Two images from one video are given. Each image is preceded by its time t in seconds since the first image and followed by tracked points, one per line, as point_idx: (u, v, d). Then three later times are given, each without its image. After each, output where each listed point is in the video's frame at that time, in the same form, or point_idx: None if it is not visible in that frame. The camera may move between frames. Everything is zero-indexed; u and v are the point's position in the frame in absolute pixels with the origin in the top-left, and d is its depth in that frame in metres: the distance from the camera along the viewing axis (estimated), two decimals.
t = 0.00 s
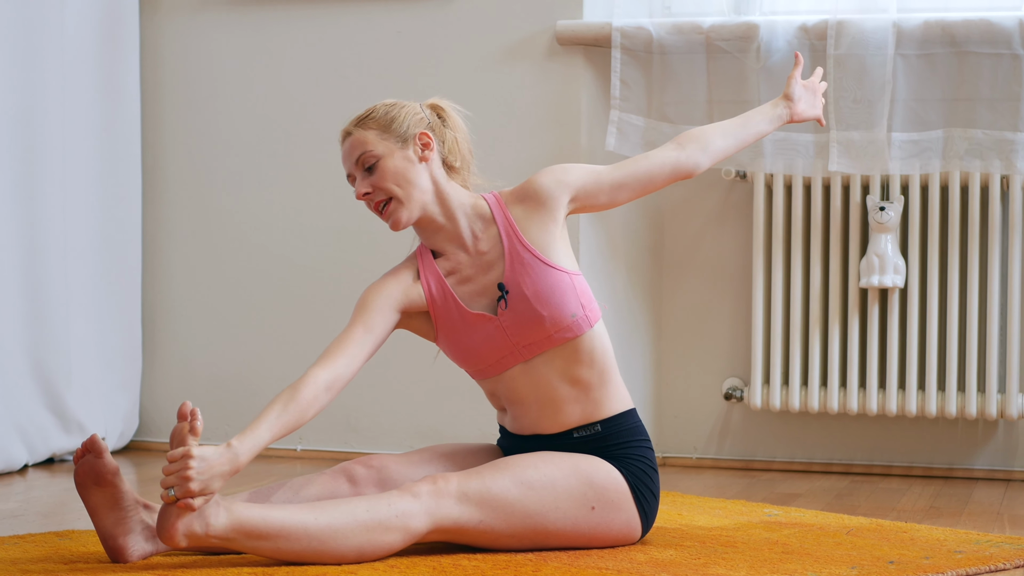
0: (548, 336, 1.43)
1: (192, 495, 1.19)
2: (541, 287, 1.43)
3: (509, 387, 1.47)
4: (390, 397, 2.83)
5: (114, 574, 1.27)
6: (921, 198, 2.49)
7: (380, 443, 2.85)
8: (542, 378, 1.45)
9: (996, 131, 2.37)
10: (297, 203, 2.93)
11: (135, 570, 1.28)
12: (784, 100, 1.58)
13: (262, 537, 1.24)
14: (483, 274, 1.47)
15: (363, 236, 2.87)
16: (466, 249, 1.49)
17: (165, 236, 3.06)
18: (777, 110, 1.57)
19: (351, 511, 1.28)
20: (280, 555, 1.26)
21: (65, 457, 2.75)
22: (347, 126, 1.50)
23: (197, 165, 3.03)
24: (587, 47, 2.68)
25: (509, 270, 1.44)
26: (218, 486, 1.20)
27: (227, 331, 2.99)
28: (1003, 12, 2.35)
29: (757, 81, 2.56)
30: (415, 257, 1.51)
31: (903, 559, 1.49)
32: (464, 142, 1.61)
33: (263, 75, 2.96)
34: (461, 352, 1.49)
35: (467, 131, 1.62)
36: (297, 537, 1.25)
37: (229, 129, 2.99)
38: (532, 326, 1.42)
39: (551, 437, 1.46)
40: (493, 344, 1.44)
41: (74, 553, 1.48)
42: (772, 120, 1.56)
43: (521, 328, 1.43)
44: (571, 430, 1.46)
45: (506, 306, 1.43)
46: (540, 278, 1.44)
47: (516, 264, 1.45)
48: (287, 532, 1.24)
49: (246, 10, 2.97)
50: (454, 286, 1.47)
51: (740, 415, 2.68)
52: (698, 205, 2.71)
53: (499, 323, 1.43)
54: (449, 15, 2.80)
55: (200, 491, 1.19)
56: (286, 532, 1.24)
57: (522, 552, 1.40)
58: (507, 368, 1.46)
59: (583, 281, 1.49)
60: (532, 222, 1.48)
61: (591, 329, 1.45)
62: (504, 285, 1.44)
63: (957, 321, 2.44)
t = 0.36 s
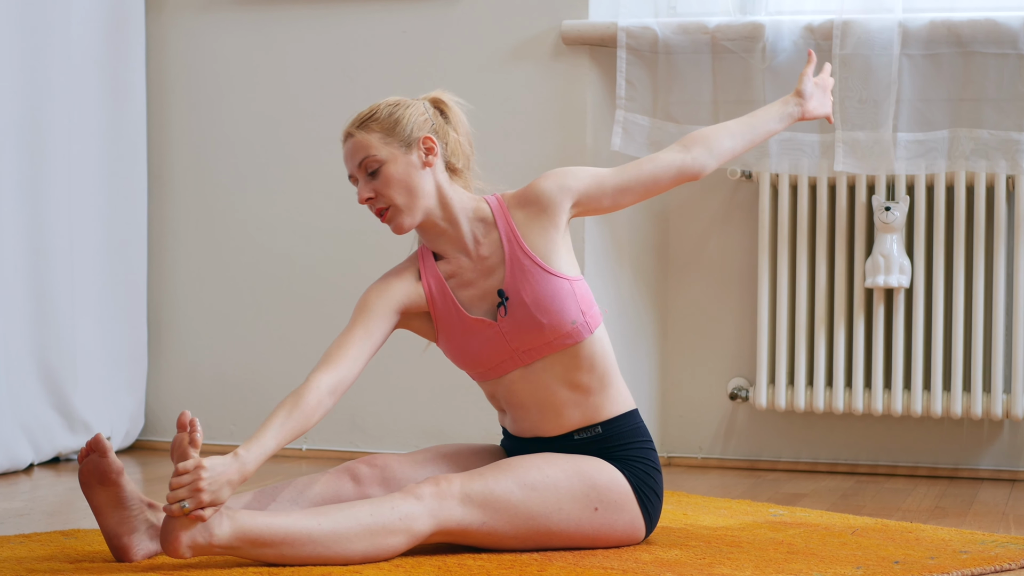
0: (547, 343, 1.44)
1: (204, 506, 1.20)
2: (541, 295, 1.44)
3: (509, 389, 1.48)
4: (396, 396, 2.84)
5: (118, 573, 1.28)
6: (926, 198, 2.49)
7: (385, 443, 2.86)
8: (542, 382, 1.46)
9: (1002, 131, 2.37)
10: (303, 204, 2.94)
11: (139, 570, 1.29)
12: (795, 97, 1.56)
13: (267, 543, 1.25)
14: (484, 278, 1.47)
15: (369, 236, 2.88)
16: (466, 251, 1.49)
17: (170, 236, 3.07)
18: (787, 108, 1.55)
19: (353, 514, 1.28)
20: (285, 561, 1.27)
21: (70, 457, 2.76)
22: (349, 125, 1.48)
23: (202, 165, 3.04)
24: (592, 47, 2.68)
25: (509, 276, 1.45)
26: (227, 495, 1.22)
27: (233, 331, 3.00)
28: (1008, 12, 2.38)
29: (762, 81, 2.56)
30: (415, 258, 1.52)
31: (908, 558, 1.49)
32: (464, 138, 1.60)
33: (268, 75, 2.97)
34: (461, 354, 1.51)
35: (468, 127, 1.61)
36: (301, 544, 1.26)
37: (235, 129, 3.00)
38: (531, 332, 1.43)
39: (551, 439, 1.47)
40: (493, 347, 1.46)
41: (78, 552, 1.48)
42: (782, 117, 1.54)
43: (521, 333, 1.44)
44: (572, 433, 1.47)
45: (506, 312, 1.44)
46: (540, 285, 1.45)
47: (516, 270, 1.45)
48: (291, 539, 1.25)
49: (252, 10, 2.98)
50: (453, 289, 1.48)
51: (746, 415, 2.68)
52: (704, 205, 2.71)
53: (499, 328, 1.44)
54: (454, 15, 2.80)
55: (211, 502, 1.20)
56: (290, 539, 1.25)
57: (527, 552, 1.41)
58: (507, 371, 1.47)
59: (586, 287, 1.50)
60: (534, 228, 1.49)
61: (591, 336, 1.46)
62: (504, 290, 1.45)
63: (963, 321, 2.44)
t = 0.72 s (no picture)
0: (569, 332, 1.45)
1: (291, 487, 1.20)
2: (566, 285, 1.46)
3: (524, 374, 1.49)
4: (398, 396, 2.84)
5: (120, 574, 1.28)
6: (928, 198, 2.48)
7: (387, 443, 2.86)
8: (557, 371, 1.47)
9: (1004, 131, 2.37)
10: (305, 203, 2.94)
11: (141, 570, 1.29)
12: (850, 95, 1.49)
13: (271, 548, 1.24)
14: (515, 264, 1.49)
15: (371, 235, 2.88)
16: (499, 236, 1.50)
17: (172, 236, 3.07)
18: (839, 107, 1.48)
19: (357, 517, 1.28)
20: (290, 565, 1.27)
21: (72, 457, 2.76)
22: (384, 133, 1.42)
23: (204, 165, 3.04)
24: (594, 47, 2.68)
25: (537, 263, 1.47)
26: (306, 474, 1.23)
27: (235, 330, 3.01)
28: (1010, 11, 2.38)
29: (765, 81, 2.56)
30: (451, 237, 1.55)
31: (910, 558, 1.49)
32: (495, 111, 1.52)
33: (271, 75, 2.97)
34: (484, 333, 1.53)
35: (499, 94, 1.52)
36: (307, 550, 1.25)
37: (237, 129, 3.00)
38: (554, 320, 1.45)
39: (557, 428, 1.48)
40: (515, 331, 1.47)
41: (80, 553, 1.48)
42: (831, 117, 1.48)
43: (543, 320, 1.45)
44: (579, 423, 1.47)
45: (531, 297, 1.46)
46: (567, 275, 1.46)
47: (545, 259, 1.47)
48: (296, 545, 1.25)
49: (254, 10, 2.98)
50: (485, 270, 1.50)
51: (747, 416, 2.68)
52: (706, 205, 2.71)
53: (523, 313, 1.46)
54: (456, 15, 2.81)
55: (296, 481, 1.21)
56: (297, 544, 1.25)
57: (529, 552, 1.41)
58: (526, 356, 1.48)
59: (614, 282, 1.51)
60: (570, 220, 1.49)
61: (612, 330, 1.47)
62: (532, 276, 1.47)
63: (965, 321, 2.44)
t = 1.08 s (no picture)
0: (587, 327, 1.48)
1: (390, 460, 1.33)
2: (589, 281, 1.48)
3: (540, 360, 1.53)
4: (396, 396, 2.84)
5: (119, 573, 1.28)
6: (925, 198, 2.48)
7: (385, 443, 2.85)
8: (570, 362, 1.50)
9: (1001, 131, 2.37)
10: (303, 203, 2.94)
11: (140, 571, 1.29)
12: (877, 48, 1.30)
13: (270, 549, 1.24)
14: (546, 254, 1.52)
15: (369, 235, 2.88)
16: (535, 227, 1.53)
17: (169, 236, 3.07)
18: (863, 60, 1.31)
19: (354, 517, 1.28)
20: (288, 565, 1.27)
21: (70, 457, 2.76)
22: (437, 145, 1.42)
23: (201, 165, 3.03)
24: (591, 47, 2.68)
25: (565, 256, 1.49)
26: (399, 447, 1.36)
27: (233, 331, 3.00)
28: (1007, 11, 2.39)
29: (762, 81, 2.56)
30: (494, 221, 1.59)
31: (907, 558, 1.49)
32: (540, 107, 1.52)
33: (268, 74, 2.96)
34: (506, 313, 1.57)
35: (545, 89, 1.51)
36: (304, 549, 1.25)
37: (235, 128, 3.00)
38: (573, 314, 1.48)
39: (564, 417, 1.50)
40: (536, 319, 1.51)
41: (78, 553, 1.48)
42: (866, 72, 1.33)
43: (564, 312, 1.48)
44: (587, 413, 1.49)
45: (554, 288, 1.49)
46: (592, 272, 1.48)
47: (573, 252, 1.49)
48: (295, 545, 1.25)
49: (251, 10, 2.98)
50: (518, 256, 1.54)
51: (745, 415, 2.68)
52: (702, 204, 2.71)
53: (546, 303, 1.49)
54: (454, 14, 2.80)
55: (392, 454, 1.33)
56: (295, 544, 1.25)
57: (527, 551, 1.41)
58: (544, 344, 1.52)
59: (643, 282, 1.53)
60: (602, 218, 1.51)
61: (628, 332, 1.49)
62: (558, 268, 1.50)
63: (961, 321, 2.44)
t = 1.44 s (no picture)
0: (591, 324, 1.51)
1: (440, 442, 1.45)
2: (599, 280, 1.51)
3: (542, 353, 1.56)
4: (395, 395, 2.85)
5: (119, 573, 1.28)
6: (924, 198, 2.48)
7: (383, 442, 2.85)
8: (573, 357, 1.52)
9: (999, 130, 2.38)
10: (301, 202, 2.93)
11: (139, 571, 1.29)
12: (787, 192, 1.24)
13: (272, 550, 1.23)
14: (569, 246, 1.57)
15: (367, 235, 2.88)
16: (568, 217, 1.59)
17: (167, 236, 3.07)
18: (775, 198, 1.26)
19: (354, 518, 1.27)
20: (288, 565, 1.26)
21: (68, 456, 2.76)
22: (507, 105, 1.48)
23: (199, 164, 3.03)
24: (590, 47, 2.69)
25: (583, 252, 1.54)
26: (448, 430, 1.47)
27: (231, 330, 3.00)
28: (1005, 11, 2.39)
29: (760, 80, 2.55)
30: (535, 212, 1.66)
31: (906, 557, 1.49)
32: (602, 91, 1.58)
33: (267, 74, 2.96)
34: (518, 302, 1.61)
35: (608, 76, 1.58)
36: (305, 549, 1.24)
37: (233, 127, 3.00)
38: (577, 309, 1.51)
39: (564, 413, 1.51)
40: (543, 309, 1.54)
41: (76, 552, 1.48)
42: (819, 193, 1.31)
43: (570, 306, 1.51)
44: (588, 410, 1.50)
45: (567, 279, 1.53)
46: (602, 271, 1.51)
47: (591, 250, 1.53)
48: (296, 545, 1.24)
49: (250, 9, 2.98)
50: (546, 244, 1.60)
51: (743, 415, 2.68)
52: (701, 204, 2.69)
53: (556, 293, 1.53)
54: (452, 14, 2.80)
55: (440, 436, 1.45)
56: (296, 544, 1.24)
57: (525, 551, 1.41)
58: (548, 336, 1.55)
59: (659, 301, 1.54)
60: (626, 233, 1.53)
61: (627, 335, 1.50)
62: (574, 262, 1.54)
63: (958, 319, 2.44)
